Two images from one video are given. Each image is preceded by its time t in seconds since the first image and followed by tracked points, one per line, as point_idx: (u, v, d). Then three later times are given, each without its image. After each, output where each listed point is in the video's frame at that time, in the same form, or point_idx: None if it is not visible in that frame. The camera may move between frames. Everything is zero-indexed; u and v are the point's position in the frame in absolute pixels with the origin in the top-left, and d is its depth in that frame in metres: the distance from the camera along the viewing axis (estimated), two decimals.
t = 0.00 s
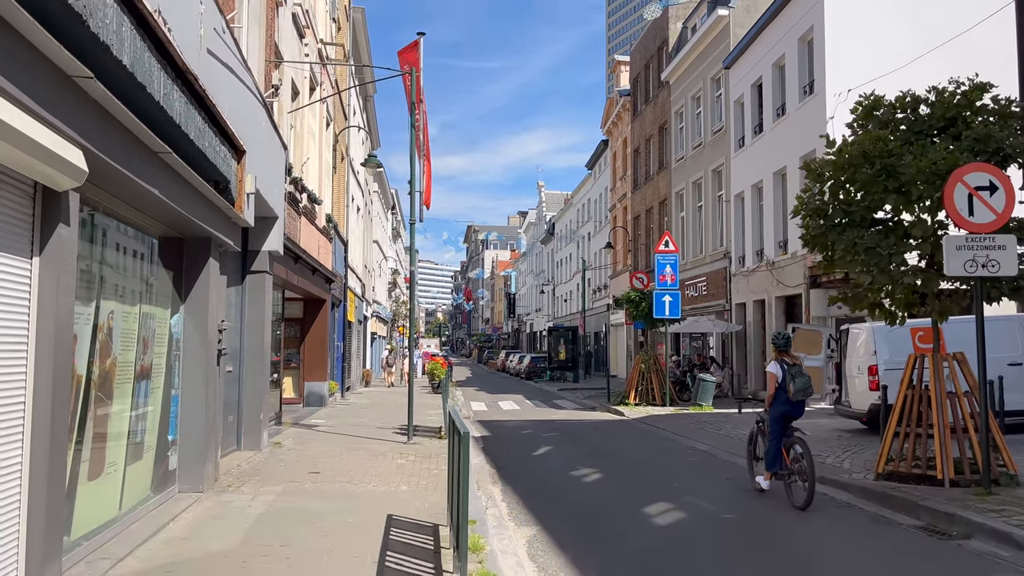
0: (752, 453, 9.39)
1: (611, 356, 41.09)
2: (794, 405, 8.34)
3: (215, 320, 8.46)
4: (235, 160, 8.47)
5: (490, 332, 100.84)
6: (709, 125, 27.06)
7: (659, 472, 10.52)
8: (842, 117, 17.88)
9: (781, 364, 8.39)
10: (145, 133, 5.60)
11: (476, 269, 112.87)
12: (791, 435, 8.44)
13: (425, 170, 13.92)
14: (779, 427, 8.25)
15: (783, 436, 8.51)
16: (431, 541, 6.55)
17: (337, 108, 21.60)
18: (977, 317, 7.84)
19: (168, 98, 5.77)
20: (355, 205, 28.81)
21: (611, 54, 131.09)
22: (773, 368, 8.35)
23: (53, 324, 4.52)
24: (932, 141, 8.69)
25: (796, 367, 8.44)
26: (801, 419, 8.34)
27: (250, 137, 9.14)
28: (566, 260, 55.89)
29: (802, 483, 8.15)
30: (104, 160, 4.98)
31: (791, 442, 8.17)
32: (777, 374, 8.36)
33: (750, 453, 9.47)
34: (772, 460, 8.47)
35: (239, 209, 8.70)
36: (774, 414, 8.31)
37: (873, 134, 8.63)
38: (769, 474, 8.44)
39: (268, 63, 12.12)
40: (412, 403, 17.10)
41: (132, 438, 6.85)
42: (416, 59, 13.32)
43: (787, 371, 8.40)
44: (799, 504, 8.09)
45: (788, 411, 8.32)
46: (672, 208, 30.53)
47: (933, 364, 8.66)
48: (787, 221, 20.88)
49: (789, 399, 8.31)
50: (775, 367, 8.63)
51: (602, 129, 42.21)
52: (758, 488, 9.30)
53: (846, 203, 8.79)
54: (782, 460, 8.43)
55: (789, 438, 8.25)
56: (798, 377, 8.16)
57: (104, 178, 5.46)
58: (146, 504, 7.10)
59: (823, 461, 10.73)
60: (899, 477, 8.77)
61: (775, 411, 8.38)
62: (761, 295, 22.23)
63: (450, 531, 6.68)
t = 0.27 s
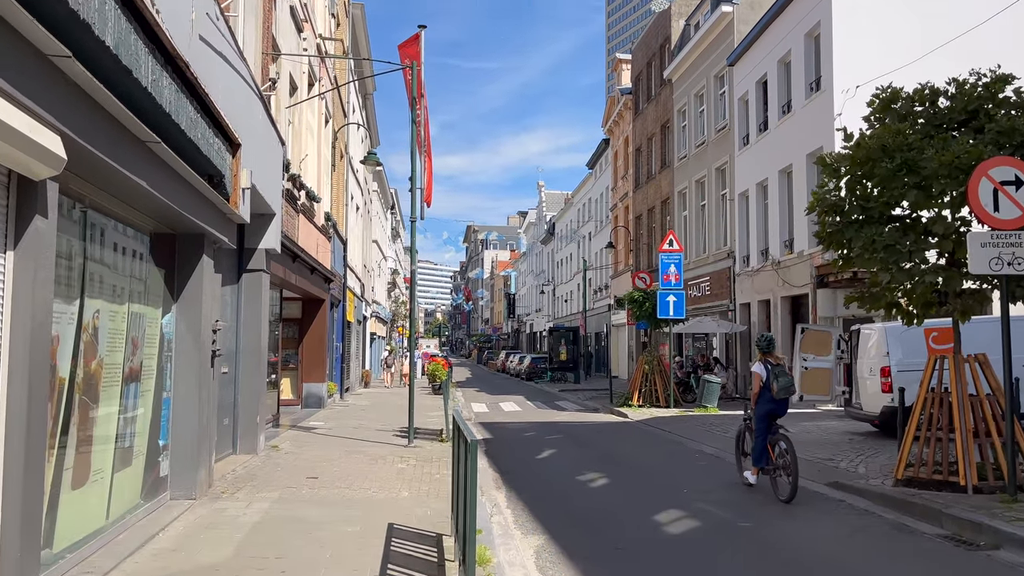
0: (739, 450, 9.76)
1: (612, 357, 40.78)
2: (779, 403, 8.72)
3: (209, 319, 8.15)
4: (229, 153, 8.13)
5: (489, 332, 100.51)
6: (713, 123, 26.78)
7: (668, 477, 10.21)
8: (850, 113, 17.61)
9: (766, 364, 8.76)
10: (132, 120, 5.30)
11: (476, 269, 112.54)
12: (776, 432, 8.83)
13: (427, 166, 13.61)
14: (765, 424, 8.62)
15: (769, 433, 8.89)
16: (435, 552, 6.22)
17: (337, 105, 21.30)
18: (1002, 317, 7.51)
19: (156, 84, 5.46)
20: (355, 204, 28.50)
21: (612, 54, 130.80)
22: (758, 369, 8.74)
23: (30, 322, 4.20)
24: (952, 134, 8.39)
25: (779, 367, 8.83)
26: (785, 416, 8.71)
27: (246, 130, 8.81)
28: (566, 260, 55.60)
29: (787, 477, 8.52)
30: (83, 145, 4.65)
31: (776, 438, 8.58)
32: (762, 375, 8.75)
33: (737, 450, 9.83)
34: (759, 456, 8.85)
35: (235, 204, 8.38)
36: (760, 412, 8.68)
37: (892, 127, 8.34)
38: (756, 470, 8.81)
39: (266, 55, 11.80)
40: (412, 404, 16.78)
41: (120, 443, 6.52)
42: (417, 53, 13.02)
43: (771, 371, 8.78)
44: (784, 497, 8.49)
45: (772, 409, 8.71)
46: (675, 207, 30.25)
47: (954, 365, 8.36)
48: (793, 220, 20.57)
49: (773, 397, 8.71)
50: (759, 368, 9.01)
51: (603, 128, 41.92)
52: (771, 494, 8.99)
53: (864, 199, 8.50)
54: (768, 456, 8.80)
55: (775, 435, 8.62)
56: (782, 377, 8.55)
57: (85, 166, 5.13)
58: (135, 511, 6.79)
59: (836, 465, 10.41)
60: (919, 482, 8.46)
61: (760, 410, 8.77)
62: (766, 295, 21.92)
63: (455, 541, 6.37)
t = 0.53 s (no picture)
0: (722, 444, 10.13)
1: (611, 356, 40.44)
2: (760, 397, 9.13)
3: (196, 315, 7.79)
4: (217, 140, 7.76)
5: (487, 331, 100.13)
6: (714, 119, 26.46)
7: (674, 479, 9.87)
8: (856, 107, 17.31)
9: (746, 361, 9.17)
10: (106, 97, 4.95)
11: (473, 268, 112.16)
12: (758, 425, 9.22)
13: (424, 159, 13.26)
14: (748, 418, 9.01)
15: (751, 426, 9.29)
16: (433, 561, 5.86)
17: (333, 99, 20.95)
18: None
19: (133, 58, 5.11)
20: (351, 200, 28.11)
21: (610, 53, 130.50)
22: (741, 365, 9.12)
23: None
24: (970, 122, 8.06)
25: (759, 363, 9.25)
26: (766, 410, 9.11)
27: (235, 117, 8.43)
28: (565, 259, 55.26)
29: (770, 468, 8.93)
30: (46, 120, 4.29)
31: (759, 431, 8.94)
32: (745, 370, 9.12)
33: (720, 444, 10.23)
34: (742, 449, 9.25)
35: (224, 194, 7.99)
36: (744, 407, 9.06)
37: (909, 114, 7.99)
38: (740, 462, 9.20)
39: (259, 43, 11.45)
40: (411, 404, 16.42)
41: (98, 444, 6.15)
42: (414, 42, 12.66)
43: (752, 367, 9.19)
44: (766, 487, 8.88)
45: (754, 403, 9.08)
46: (675, 205, 29.92)
47: (971, 364, 8.03)
48: (797, 217, 20.24)
49: (755, 392, 9.08)
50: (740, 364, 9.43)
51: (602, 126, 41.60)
52: (781, 497, 8.65)
53: (881, 189, 8.15)
54: (751, 449, 9.21)
55: (757, 428, 9.02)
56: (763, 372, 8.93)
57: (51, 143, 4.77)
58: (115, 519, 6.43)
59: (848, 467, 10.07)
60: (937, 486, 8.11)
61: (743, 404, 9.12)
62: (769, 292, 21.59)
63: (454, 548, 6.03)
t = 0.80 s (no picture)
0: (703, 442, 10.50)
1: (609, 355, 40.14)
2: (741, 396, 9.54)
3: (183, 315, 7.42)
4: (205, 131, 7.38)
5: (484, 330, 99.77)
6: (714, 116, 26.15)
7: (681, 484, 9.54)
8: (861, 104, 17.03)
9: (728, 362, 9.57)
10: (80, 80, 4.59)
11: (470, 266, 111.76)
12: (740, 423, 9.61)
13: (422, 154, 12.92)
14: (730, 416, 9.42)
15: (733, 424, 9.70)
16: None
17: (328, 94, 20.60)
18: None
19: (110, 39, 4.75)
20: (347, 198, 27.75)
21: (608, 51, 130.17)
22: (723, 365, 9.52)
23: None
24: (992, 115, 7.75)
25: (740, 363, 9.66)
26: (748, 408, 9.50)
27: (224, 108, 8.05)
28: (562, 258, 54.95)
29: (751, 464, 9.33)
30: (7, 100, 3.92)
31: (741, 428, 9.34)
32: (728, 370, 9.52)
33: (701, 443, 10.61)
34: (724, 446, 9.63)
35: (212, 188, 7.61)
36: (726, 406, 9.45)
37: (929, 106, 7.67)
38: (723, 458, 9.60)
39: (250, 33, 11.08)
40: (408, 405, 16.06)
41: (76, 451, 5.79)
42: (411, 34, 12.31)
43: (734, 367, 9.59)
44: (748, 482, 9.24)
45: (736, 402, 9.48)
46: (675, 203, 29.61)
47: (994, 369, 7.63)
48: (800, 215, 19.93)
49: (737, 391, 9.47)
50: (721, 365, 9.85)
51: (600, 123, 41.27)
52: (794, 504, 8.33)
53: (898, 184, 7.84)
54: (733, 446, 9.59)
55: (739, 426, 9.41)
56: (745, 372, 9.34)
57: (15, 127, 4.40)
58: (95, 531, 6.07)
59: (859, 471, 9.76)
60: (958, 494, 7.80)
61: (726, 403, 9.51)
62: (771, 291, 21.28)
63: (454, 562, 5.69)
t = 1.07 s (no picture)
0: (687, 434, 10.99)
1: (605, 352, 39.87)
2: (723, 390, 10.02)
3: (171, 309, 7.07)
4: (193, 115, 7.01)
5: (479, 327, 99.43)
6: (714, 110, 25.84)
7: (688, 485, 9.23)
8: (866, 96, 16.75)
9: (711, 357, 10.05)
10: (54, 52, 4.24)
11: (465, 263, 111.35)
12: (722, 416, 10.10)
13: (419, 145, 12.59)
14: (712, 410, 9.88)
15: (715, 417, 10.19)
16: None
17: (322, 86, 20.23)
18: None
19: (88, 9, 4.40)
20: (342, 192, 27.37)
21: (604, 47, 129.79)
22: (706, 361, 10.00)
23: None
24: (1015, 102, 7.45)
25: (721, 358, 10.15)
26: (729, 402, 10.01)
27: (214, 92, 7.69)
28: (558, 255, 54.66)
29: (732, 455, 9.78)
30: None
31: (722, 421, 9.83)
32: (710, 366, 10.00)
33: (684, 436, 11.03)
34: (707, 438, 10.12)
35: (201, 175, 7.23)
36: (708, 399, 9.95)
37: (950, 92, 7.37)
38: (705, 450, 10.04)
39: (242, 19, 10.73)
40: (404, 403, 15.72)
41: (54, 453, 5.43)
42: (409, 21, 11.97)
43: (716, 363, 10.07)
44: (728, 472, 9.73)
45: (718, 396, 9.97)
46: (673, 198, 29.31)
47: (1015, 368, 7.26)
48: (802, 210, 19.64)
49: (719, 386, 9.96)
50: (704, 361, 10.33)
51: (597, 118, 40.94)
52: (807, 505, 8.03)
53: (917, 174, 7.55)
54: (715, 438, 10.08)
55: (721, 419, 9.91)
56: (726, 367, 9.82)
57: None
58: (75, 537, 5.73)
59: (872, 472, 9.47)
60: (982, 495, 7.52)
61: (708, 397, 10.00)
62: (772, 287, 20.99)
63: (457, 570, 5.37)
